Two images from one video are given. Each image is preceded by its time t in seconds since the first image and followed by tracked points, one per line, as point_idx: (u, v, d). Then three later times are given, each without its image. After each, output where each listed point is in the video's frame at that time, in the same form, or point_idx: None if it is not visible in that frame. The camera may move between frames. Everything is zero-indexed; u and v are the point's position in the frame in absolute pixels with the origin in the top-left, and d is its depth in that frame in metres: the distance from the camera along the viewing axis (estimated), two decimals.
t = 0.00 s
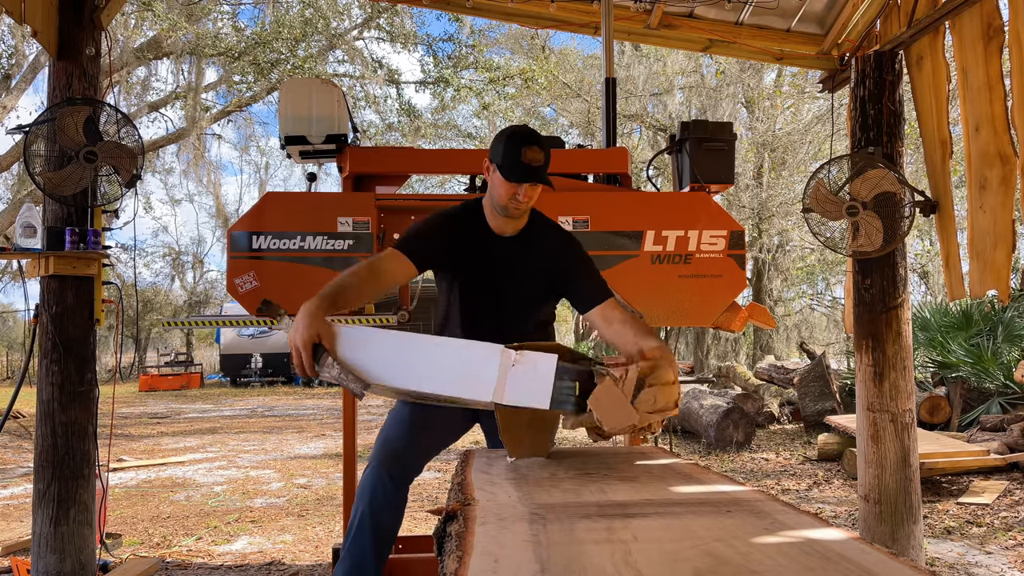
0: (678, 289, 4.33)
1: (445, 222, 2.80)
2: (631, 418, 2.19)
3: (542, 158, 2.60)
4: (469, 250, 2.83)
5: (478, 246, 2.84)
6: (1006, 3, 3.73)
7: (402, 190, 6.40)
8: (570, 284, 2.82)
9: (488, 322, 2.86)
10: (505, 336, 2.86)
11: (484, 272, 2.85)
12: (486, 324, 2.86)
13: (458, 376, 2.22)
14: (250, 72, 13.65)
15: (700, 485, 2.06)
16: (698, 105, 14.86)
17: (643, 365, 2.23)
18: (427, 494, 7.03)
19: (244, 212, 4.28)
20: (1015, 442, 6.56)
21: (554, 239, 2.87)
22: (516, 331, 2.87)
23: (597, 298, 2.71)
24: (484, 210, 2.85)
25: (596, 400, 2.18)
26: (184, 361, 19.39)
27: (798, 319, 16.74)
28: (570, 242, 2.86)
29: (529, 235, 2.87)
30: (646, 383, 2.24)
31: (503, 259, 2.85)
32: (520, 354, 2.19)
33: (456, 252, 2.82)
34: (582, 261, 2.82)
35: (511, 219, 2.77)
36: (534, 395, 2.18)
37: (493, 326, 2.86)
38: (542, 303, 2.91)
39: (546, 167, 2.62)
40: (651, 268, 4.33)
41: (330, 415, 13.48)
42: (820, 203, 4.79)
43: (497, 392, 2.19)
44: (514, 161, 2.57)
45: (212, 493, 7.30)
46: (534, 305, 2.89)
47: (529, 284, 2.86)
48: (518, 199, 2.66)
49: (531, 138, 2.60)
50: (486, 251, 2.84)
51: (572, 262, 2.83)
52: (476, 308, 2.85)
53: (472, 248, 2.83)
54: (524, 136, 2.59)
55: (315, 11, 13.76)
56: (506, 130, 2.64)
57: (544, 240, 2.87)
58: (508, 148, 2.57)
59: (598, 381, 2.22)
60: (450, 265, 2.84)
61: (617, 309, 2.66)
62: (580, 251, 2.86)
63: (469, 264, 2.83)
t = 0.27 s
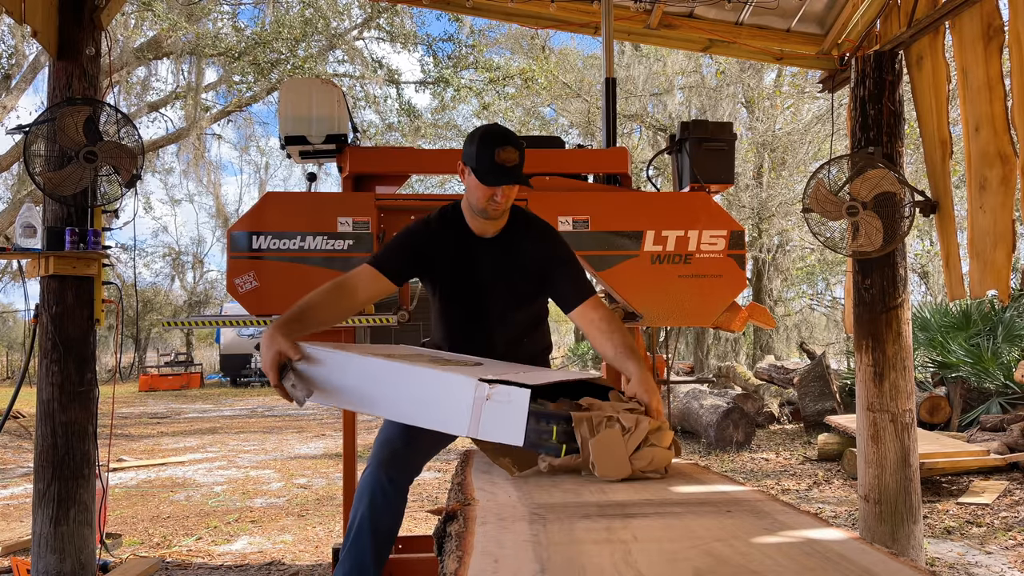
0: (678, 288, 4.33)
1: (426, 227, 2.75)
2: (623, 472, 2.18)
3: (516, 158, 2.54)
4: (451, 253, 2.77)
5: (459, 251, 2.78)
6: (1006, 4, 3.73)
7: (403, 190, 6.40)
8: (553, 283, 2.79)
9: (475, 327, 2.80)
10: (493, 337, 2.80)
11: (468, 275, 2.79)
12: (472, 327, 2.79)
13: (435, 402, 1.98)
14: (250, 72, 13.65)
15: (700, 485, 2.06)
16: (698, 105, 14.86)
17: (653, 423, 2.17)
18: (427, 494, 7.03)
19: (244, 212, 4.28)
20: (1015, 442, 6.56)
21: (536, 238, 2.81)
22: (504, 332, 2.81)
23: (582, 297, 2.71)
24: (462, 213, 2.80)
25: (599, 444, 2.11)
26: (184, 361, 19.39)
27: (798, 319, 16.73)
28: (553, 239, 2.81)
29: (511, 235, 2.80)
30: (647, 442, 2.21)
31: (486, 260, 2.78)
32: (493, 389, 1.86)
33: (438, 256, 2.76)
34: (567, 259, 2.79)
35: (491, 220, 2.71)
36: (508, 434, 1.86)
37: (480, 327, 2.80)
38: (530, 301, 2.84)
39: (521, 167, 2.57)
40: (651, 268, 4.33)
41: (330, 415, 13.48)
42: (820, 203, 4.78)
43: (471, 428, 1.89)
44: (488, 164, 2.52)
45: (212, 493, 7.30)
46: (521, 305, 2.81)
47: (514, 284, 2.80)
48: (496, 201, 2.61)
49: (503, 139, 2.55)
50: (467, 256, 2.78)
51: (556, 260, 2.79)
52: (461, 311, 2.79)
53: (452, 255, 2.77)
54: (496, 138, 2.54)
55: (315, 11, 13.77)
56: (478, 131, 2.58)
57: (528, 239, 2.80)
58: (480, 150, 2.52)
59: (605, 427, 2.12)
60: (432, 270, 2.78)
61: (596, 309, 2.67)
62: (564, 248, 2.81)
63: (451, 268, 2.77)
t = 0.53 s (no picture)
0: (678, 288, 4.33)
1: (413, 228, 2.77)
2: (624, 470, 2.18)
3: (503, 154, 2.55)
4: (438, 253, 2.78)
5: (447, 250, 2.79)
6: (1005, 4, 3.73)
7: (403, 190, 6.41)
8: (544, 279, 2.79)
9: (465, 325, 2.80)
10: (484, 335, 2.80)
11: (456, 273, 2.80)
12: (463, 326, 2.81)
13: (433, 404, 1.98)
14: (250, 72, 13.65)
15: (699, 485, 2.06)
16: (698, 105, 14.85)
17: (654, 422, 2.17)
18: (427, 494, 7.03)
19: (244, 212, 4.29)
20: (1015, 442, 6.56)
21: (524, 233, 2.80)
22: (495, 330, 2.81)
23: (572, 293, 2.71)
24: (451, 212, 2.82)
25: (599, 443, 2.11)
26: (184, 361, 19.39)
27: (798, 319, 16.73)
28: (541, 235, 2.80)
29: (499, 231, 2.79)
30: (648, 442, 2.21)
31: (475, 257, 2.78)
32: (496, 392, 1.88)
33: (426, 257, 2.78)
34: (555, 254, 2.78)
35: (480, 217, 2.72)
36: (510, 437, 1.87)
37: (472, 324, 2.81)
38: (521, 297, 2.84)
39: (508, 163, 2.58)
40: (651, 268, 4.33)
41: (330, 415, 13.48)
42: (820, 202, 4.78)
43: (471, 429, 1.90)
44: (475, 160, 2.53)
45: (212, 493, 7.30)
46: (511, 303, 2.81)
47: (503, 281, 2.79)
48: (484, 197, 2.61)
49: (489, 136, 2.56)
50: (456, 254, 2.79)
51: (544, 256, 2.78)
52: (451, 311, 2.81)
53: (441, 253, 2.78)
54: (482, 135, 2.55)
55: (315, 11, 13.79)
56: (464, 129, 2.60)
57: (515, 235, 2.79)
58: (467, 147, 2.53)
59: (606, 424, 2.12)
60: (421, 271, 2.80)
61: (591, 304, 2.68)
62: (552, 243, 2.81)
63: (440, 268, 2.79)
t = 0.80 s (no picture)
0: (678, 288, 4.33)
1: (410, 229, 2.78)
2: (622, 473, 2.21)
3: (501, 151, 2.56)
4: (435, 254, 2.81)
5: (444, 250, 2.81)
6: (1005, 4, 3.73)
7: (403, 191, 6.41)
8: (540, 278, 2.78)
9: (460, 325, 2.83)
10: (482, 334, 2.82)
11: (453, 273, 2.82)
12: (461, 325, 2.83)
13: (433, 403, 1.99)
14: (250, 72, 13.65)
15: (700, 485, 2.06)
16: (698, 105, 14.84)
17: (652, 423, 2.18)
18: (427, 494, 7.03)
19: (244, 212, 4.28)
20: (1015, 442, 6.56)
21: (521, 231, 2.79)
22: (492, 329, 2.82)
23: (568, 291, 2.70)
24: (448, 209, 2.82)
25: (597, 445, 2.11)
26: (184, 361, 19.39)
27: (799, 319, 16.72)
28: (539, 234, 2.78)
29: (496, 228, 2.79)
30: (647, 442, 2.23)
31: (471, 257, 2.79)
32: (494, 389, 1.87)
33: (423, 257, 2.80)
34: (551, 252, 2.76)
35: (476, 216, 2.73)
36: (508, 435, 1.85)
37: (470, 324, 2.82)
38: (520, 296, 2.85)
39: (506, 161, 2.59)
40: (651, 268, 4.33)
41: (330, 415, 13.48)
42: (820, 203, 4.78)
43: (470, 427, 1.89)
44: (473, 157, 2.53)
45: (212, 493, 7.31)
46: (508, 301, 2.82)
47: (500, 280, 2.80)
48: (480, 194, 2.62)
49: (488, 133, 2.56)
50: (452, 254, 2.81)
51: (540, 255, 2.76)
52: (449, 310, 2.83)
53: (438, 253, 2.80)
54: (481, 131, 2.55)
55: (315, 11, 13.79)
56: (462, 127, 2.60)
57: (511, 234, 2.78)
58: (463, 145, 2.54)
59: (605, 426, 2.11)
60: (419, 271, 2.83)
61: (590, 298, 2.65)
62: (551, 242, 2.79)
63: (437, 268, 2.81)
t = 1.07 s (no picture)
0: (677, 288, 4.33)
1: (419, 225, 2.79)
2: (621, 470, 2.20)
3: (512, 149, 2.55)
4: (442, 250, 2.82)
5: (452, 246, 2.82)
6: (1005, 3, 3.73)
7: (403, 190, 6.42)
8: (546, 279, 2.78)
9: (463, 323, 2.84)
10: (484, 333, 2.84)
11: (459, 271, 2.83)
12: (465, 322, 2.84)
13: (399, 392, 2.08)
14: (250, 72, 13.65)
15: (699, 485, 2.06)
16: (698, 105, 14.84)
17: (648, 420, 2.17)
18: (426, 494, 7.03)
19: (244, 212, 4.28)
20: (1015, 442, 6.55)
21: (528, 231, 2.78)
22: (496, 328, 2.84)
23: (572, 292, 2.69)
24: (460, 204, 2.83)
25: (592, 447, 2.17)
26: (184, 361, 19.38)
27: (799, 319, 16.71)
28: (549, 235, 2.78)
29: (504, 227, 2.79)
30: (644, 441, 2.22)
31: (476, 256, 2.79)
32: (462, 387, 1.98)
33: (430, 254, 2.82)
34: (557, 254, 2.76)
35: (487, 211, 2.75)
36: (474, 431, 2.01)
37: (473, 322, 2.84)
38: (525, 296, 2.85)
39: (518, 158, 2.58)
40: (651, 268, 4.33)
41: (330, 415, 13.48)
42: (820, 202, 4.79)
43: (436, 419, 2.00)
44: (483, 158, 2.53)
45: (212, 493, 7.31)
46: (512, 301, 2.83)
47: (506, 280, 2.80)
48: (492, 192, 2.64)
49: (499, 131, 2.54)
50: (460, 250, 2.81)
51: (546, 256, 2.76)
52: (453, 308, 2.85)
53: (446, 248, 2.82)
54: (491, 130, 2.54)
55: (315, 11, 13.80)
56: (475, 123, 2.58)
57: (518, 234, 2.78)
58: (476, 144, 2.53)
59: (601, 426, 2.16)
60: (426, 268, 2.85)
61: (594, 299, 2.62)
62: (560, 243, 2.78)
63: (443, 265, 2.83)
